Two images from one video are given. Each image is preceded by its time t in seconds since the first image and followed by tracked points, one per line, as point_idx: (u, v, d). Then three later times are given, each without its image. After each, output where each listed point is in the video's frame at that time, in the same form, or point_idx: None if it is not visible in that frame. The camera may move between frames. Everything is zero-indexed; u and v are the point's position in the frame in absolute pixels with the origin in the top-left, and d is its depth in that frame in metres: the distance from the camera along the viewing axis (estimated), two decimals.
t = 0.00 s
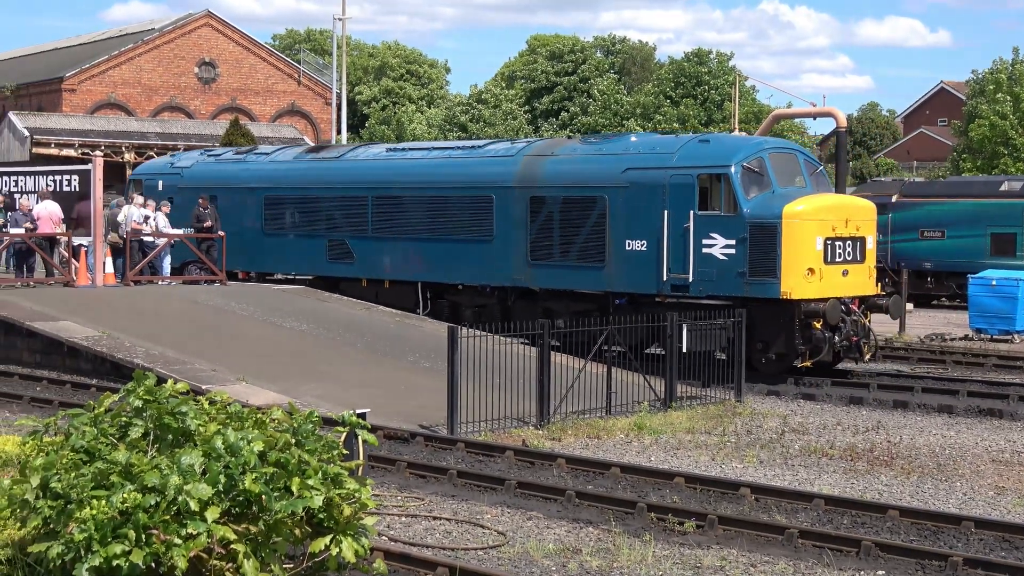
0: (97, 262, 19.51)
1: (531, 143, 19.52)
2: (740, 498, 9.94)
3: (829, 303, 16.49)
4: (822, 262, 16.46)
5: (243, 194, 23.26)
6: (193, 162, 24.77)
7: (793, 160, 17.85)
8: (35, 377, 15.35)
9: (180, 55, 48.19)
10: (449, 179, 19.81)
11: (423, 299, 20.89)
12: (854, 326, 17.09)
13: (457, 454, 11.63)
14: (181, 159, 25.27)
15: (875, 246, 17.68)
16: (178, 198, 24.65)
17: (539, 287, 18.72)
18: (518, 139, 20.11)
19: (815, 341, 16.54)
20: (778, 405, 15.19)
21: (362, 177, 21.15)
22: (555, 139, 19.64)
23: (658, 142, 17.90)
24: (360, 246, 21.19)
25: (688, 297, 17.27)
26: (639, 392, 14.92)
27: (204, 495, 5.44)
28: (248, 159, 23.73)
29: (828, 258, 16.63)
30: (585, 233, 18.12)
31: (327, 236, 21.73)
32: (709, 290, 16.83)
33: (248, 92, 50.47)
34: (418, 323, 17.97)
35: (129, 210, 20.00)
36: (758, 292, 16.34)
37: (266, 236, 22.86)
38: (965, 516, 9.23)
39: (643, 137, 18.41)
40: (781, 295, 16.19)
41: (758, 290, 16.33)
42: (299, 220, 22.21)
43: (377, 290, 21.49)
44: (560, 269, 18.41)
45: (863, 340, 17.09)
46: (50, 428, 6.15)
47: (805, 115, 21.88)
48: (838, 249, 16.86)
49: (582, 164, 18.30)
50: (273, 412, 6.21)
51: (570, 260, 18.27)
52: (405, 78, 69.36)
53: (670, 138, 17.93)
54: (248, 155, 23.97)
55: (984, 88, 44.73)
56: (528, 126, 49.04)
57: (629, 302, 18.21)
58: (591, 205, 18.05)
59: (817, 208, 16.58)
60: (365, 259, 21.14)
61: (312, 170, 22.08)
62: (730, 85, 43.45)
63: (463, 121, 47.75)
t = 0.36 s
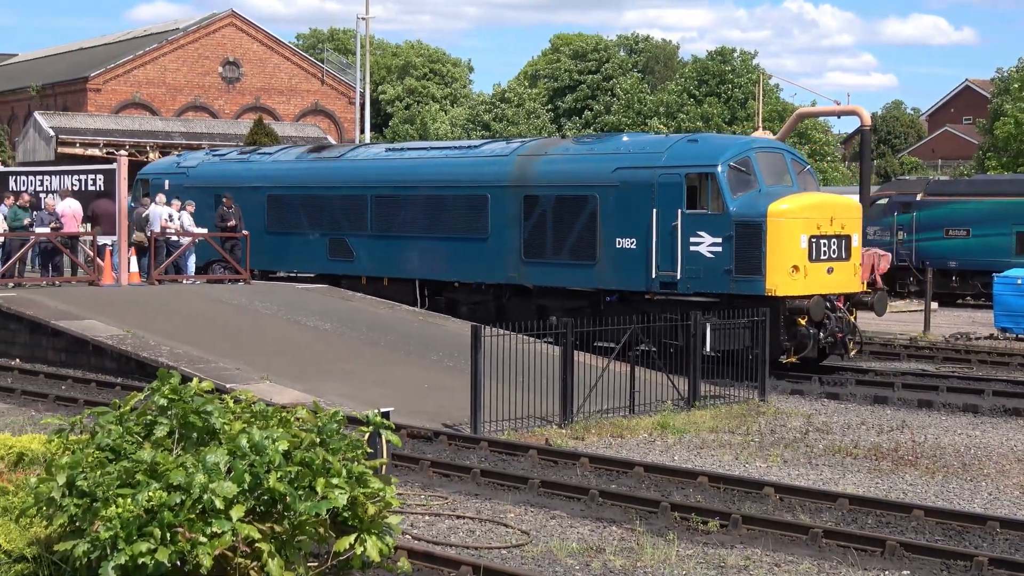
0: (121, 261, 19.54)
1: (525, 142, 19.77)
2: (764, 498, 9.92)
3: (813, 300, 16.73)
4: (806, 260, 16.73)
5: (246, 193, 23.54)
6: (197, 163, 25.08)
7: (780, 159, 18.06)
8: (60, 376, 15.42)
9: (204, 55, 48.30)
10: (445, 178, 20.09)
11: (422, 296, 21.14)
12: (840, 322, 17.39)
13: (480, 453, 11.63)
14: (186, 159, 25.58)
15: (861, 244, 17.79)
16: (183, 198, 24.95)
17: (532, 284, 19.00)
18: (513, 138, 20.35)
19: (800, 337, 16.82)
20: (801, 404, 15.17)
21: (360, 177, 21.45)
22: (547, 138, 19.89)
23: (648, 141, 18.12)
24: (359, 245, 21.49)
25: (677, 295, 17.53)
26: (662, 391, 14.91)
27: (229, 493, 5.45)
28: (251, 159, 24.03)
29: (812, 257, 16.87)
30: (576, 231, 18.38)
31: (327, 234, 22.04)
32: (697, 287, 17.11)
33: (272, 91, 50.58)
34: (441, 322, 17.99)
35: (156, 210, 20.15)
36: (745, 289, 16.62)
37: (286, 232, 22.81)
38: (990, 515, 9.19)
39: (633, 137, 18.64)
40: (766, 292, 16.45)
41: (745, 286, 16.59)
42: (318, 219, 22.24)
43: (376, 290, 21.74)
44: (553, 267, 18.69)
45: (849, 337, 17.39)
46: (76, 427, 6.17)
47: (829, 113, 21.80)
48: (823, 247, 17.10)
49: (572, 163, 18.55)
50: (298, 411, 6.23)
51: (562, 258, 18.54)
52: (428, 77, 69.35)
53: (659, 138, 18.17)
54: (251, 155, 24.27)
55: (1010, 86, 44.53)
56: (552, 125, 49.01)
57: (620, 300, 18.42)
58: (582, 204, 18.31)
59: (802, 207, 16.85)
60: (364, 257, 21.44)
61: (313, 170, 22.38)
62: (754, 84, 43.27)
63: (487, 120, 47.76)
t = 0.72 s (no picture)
0: (145, 261, 19.60)
1: (522, 143, 20.06)
2: (788, 498, 9.90)
3: (800, 298, 17.01)
4: (793, 258, 16.99)
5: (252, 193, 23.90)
6: (204, 162, 25.44)
7: (770, 160, 18.35)
8: (85, 375, 15.50)
9: (228, 55, 48.47)
10: (445, 178, 20.43)
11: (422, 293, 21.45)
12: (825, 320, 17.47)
13: (503, 452, 11.64)
14: (192, 159, 25.94)
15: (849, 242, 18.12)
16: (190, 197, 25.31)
17: (527, 282, 19.36)
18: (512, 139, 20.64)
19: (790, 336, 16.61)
20: (825, 404, 15.13)
21: (362, 176, 21.84)
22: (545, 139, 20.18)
23: (642, 142, 18.40)
24: (360, 243, 21.87)
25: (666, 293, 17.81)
26: (686, 391, 14.90)
27: (254, 492, 5.47)
28: (256, 159, 24.41)
29: (799, 255, 17.13)
30: (569, 230, 18.69)
31: (330, 232, 22.43)
32: (686, 285, 17.38)
33: (296, 91, 50.70)
34: (464, 321, 18.02)
35: (180, 210, 20.09)
36: (732, 287, 16.90)
37: (308, 230, 22.85)
38: (1016, 516, 9.15)
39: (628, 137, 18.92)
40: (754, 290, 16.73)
41: (733, 285, 16.86)
42: (336, 220, 22.32)
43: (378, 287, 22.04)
44: (548, 265, 19.02)
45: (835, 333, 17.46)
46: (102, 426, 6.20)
47: (854, 113, 21.74)
48: (810, 246, 17.36)
49: (566, 163, 18.85)
50: (323, 411, 6.25)
51: (556, 257, 18.87)
52: (451, 77, 69.34)
53: (653, 138, 18.45)
54: (256, 155, 24.64)
55: None
56: (575, 125, 49.01)
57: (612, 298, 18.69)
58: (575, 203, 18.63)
59: (789, 206, 17.12)
60: (365, 255, 21.82)
61: (316, 169, 22.78)
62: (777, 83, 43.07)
63: (509, 120, 47.78)
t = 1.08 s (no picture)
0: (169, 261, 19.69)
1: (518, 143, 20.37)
2: (810, 498, 9.88)
3: (786, 296, 17.35)
4: (782, 257, 17.28)
5: (256, 192, 24.11)
6: (209, 162, 25.64)
7: (761, 160, 18.64)
8: (109, 374, 15.56)
9: (250, 55, 48.58)
10: (443, 177, 20.72)
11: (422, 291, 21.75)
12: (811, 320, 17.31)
13: (525, 452, 11.64)
14: (197, 159, 26.14)
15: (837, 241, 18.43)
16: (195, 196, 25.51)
17: (523, 279, 19.68)
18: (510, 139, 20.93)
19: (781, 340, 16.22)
20: (848, 403, 15.09)
21: (363, 176, 22.11)
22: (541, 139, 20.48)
23: (634, 142, 18.69)
24: (361, 242, 22.15)
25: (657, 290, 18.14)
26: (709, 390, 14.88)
27: (279, 491, 5.48)
28: (260, 159, 24.63)
29: (788, 253, 17.43)
30: (564, 229, 19.02)
31: (333, 232, 22.70)
32: (677, 283, 17.70)
33: (318, 91, 50.78)
34: (486, 320, 18.04)
35: (205, 210, 20.15)
36: (721, 285, 17.22)
37: (320, 229, 22.95)
38: None
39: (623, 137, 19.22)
40: (743, 288, 17.04)
41: (722, 282, 17.18)
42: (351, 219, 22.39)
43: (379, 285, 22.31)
44: (543, 263, 19.36)
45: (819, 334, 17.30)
46: (127, 425, 6.22)
47: (877, 111, 21.67)
48: (798, 245, 17.65)
49: (561, 163, 19.15)
50: (346, 409, 6.26)
51: (551, 254, 19.21)
52: (472, 77, 69.27)
53: (646, 139, 18.74)
54: (260, 154, 24.85)
55: None
56: (597, 124, 48.98)
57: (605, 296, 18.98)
58: (570, 203, 18.93)
59: (778, 205, 17.42)
60: (366, 254, 22.10)
61: (318, 169, 23.02)
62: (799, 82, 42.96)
63: (531, 119, 47.77)
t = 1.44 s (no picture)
0: (189, 261, 19.76)
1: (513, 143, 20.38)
2: (830, 498, 9.87)
3: (774, 296, 17.46)
4: (770, 256, 17.39)
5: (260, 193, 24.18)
6: (214, 163, 25.71)
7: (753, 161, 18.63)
8: (129, 373, 15.61)
9: (270, 55, 48.69)
10: (441, 178, 20.75)
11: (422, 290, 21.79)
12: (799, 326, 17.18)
13: (544, 452, 11.65)
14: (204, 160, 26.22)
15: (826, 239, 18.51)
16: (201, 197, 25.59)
17: (519, 278, 19.70)
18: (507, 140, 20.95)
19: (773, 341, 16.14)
20: (866, 405, 15.07)
21: (363, 177, 22.15)
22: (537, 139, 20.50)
23: (627, 143, 18.71)
24: (362, 242, 22.20)
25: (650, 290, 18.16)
26: (728, 392, 14.88)
27: (300, 490, 5.49)
28: (264, 160, 24.69)
29: (775, 253, 17.54)
30: (558, 228, 19.04)
31: (334, 232, 22.74)
32: (667, 283, 17.74)
33: (338, 91, 50.87)
34: (507, 321, 18.06)
35: (224, 210, 20.20)
36: (711, 284, 17.27)
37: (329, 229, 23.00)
38: None
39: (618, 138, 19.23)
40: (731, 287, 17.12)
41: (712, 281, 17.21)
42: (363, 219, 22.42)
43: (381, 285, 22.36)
44: (538, 263, 19.38)
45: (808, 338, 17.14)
46: (150, 424, 6.25)
47: (895, 112, 21.62)
48: (786, 245, 17.75)
49: (554, 164, 19.18)
50: (368, 409, 6.26)
51: (546, 254, 19.24)
52: (492, 77, 69.36)
53: (639, 140, 18.75)
54: (265, 155, 24.92)
55: None
56: (617, 123, 48.98)
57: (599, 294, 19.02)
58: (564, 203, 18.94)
59: (766, 205, 17.51)
60: (367, 254, 22.15)
61: (320, 170, 23.08)
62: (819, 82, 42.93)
63: (550, 119, 47.79)
